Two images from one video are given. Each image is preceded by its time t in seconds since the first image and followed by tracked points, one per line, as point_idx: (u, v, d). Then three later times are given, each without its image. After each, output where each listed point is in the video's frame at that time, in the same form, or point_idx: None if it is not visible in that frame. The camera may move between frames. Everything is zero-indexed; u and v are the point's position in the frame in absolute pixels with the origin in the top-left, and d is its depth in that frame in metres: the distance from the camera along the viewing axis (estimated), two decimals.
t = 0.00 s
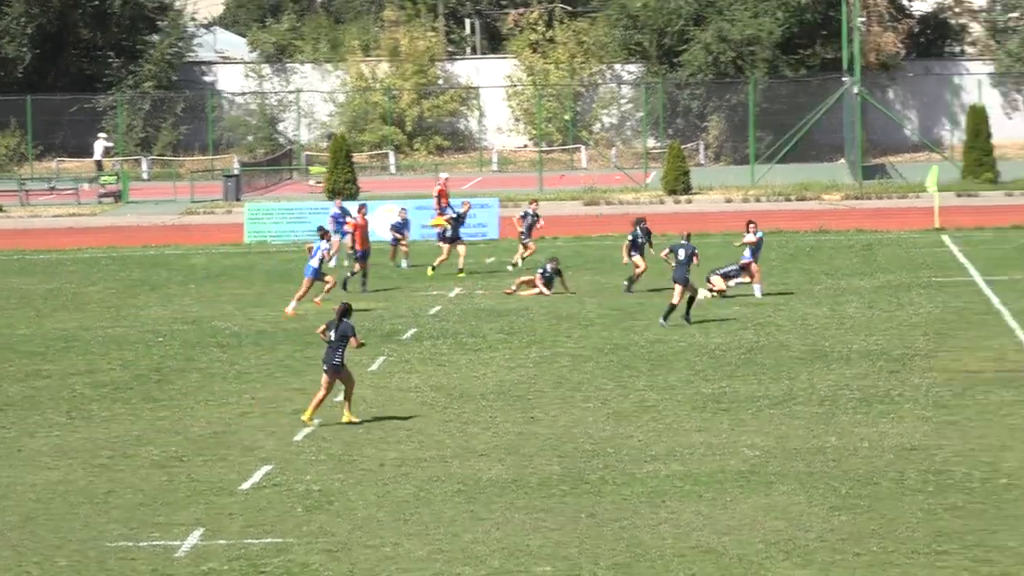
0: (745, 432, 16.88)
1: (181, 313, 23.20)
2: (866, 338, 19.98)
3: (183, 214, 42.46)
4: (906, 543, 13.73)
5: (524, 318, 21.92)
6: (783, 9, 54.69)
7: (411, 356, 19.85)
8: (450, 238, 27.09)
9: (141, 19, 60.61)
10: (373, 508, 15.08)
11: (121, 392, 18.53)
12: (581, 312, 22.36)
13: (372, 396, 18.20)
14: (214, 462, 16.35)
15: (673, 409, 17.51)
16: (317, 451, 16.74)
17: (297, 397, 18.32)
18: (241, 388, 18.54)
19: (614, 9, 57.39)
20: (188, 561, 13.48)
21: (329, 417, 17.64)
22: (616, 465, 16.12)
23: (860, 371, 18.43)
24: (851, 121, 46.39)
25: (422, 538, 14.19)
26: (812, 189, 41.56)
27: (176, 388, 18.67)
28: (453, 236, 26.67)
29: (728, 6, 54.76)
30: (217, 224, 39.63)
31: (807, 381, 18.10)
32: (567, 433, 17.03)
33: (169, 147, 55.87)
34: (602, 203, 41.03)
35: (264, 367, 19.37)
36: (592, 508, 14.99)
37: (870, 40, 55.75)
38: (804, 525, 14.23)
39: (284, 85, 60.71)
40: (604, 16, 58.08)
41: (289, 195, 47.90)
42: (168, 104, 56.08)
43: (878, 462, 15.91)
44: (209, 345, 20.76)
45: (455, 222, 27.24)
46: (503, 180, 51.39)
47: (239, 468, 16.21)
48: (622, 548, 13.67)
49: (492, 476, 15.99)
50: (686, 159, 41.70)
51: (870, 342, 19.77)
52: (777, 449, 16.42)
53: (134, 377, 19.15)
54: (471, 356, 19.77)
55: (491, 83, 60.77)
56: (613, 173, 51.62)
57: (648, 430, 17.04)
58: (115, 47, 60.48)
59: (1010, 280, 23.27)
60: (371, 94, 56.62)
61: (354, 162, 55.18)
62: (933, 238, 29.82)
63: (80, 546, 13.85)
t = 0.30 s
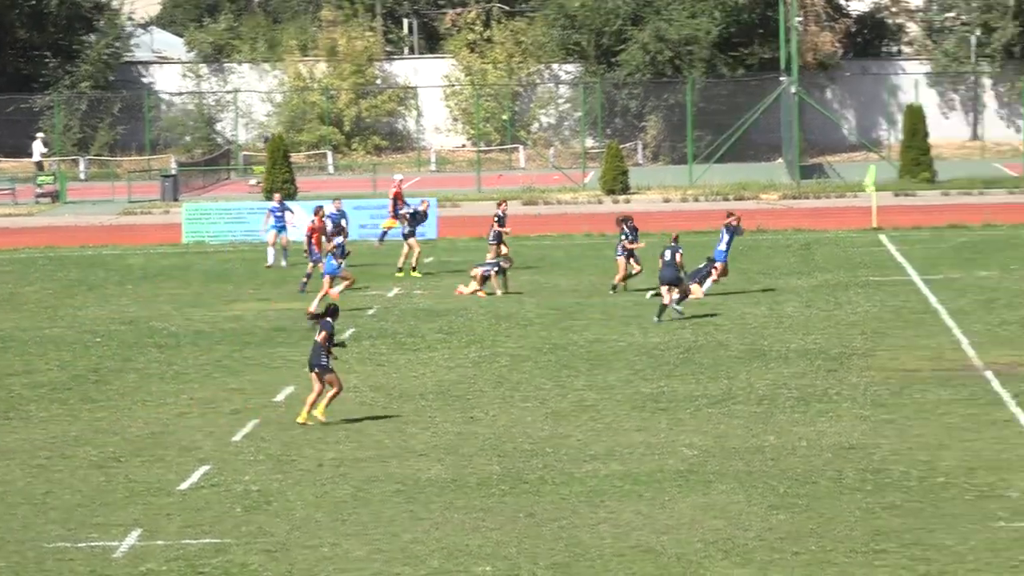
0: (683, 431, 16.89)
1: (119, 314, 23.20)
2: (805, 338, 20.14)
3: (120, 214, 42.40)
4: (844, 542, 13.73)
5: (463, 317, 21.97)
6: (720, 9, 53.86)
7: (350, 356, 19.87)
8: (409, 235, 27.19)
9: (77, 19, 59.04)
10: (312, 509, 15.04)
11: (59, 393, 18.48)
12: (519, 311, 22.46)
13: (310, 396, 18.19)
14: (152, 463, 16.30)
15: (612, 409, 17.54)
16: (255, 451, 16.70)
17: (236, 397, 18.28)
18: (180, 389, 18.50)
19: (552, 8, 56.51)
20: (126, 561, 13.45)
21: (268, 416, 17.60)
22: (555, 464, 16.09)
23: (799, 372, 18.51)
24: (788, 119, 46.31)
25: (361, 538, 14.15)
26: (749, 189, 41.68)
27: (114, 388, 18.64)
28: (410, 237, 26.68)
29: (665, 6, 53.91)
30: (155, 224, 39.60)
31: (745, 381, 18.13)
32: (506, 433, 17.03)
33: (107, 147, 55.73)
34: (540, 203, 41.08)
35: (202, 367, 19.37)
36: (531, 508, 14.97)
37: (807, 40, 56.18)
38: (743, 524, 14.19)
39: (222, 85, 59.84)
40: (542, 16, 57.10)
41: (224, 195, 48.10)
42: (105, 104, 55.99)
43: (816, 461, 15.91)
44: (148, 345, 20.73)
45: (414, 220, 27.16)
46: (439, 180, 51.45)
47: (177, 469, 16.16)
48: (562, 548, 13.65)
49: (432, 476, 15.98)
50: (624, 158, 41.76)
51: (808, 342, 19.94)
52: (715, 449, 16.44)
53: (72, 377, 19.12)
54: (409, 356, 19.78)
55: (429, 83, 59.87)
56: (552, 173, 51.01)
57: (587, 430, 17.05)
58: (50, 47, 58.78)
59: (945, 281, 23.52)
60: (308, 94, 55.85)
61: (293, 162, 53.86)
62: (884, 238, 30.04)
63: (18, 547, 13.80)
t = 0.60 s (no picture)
0: (623, 431, 16.86)
1: (58, 314, 23.22)
2: (745, 338, 20.34)
3: (59, 215, 42.48)
4: (785, 541, 13.61)
5: (403, 318, 22.11)
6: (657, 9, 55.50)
7: (290, 357, 19.96)
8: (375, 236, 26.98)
9: (14, 19, 59.51)
10: (252, 510, 14.91)
11: None
12: (460, 311, 22.59)
13: (251, 396, 18.17)
14: (91, 464, 16.17)
15: (552, 409, 17.54)
16: (195, 452, 16.62)
17: (176, 398, 18.28)
18: (120, 391, 18.45)
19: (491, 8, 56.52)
20: (65, 562, 13.32)
21: (207, 417, 17.57)
22: (495, 464, 16.01)
23: (739, 372, 18.61)
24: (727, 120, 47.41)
25: (301, 538, 14.01)
26: (690, 189, 42.22)
27: (53, 389, 18.59)
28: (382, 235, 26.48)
29: (604, 6, 55.24)
30: (97, 224, 39.73)
31: (685, 381, 18.20)
32: (446, 433, 16.99)
33: (43, 148, 56.01)
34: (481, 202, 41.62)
35: (142, 368, 19.39)
36: (473, 508, 14.85)
37: (747, 40, 57.00)
38: (684, 524, 14.05)
39: (160, 86, 60.58)
40: (481, 18, 57.24)
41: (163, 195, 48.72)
42: (43, 105, 56.41)
43: (758, 461, 15.81)
44: (88, 347, 20.70)
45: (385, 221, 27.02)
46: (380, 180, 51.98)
47: (117, 470, 16.04)
48: (502, 548, 13.51)
49: (373, 476, 15.85)
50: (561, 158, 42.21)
51: (748, 341, 20.16)
52: (656, 449, 16.38)
53: (11, 378, 19.07)
54: (349, 356, 19.85)
55: (369, 83, 61.02)
56: (491, 173, 51.98)
57: (527, 430, 17.02)
58: None
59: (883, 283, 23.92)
60: (248, 94, 56.50)
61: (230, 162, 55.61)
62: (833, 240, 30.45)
63: None
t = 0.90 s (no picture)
0: (604, 431, 16.86)
1: (38, 314, 23.27)
2: (725, 338, 20.42)
3: (39, 215, 42.54)
4: (766, 541, 13.58)
5: (384, 317, 22.29)
6: (638, 10, 54.58)
7: (270, 357, 20.02)
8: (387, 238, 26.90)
9: None
10: (233, 510, 14.86)
11: None
12: (442, 312, 22.68)
13: (231, 396, 18.20)
14: (73, 464, 16.14)
15: (533, 409, 17.54)
16: (175, 452, 16.60)
17: (157, 398, 18.33)
18: (100, 391, 18.50)
19: (470, 7, 56.24)
20: (47, 563, 13.30)
21: (188, 417, 17.57)
22: (476, 464, 15.96)
23: (720, 371, 18.67)
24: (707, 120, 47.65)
25: (282, 539, 13.98)
26: (669, 189, 42.43)
27: (34, 389, 18.59)
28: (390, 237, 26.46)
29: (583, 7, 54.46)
30: (77, 224, 39.77)
31: (666, 381, 18.25)
32: (427, 433, 16.98)
33: (23, 148, 56.62)
34: (460, 203, 41.91)
35: (122, 368, 19.42)
36: (453, 507, 14.86)
37: (727, 41, 55.81)
38: (664, 523, 14.00)
39: (140, 86, 61.20)
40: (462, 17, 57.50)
41: (143, 195, 48.90)
42: (24, 105, 56.90)
43: (738, 461, 15.75)
44: (68, 347, 20.76)
45: (392, 220, 27.03)
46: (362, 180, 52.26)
47: (98, 470, 16.01)
48: (483, 548, 13.47)
49: (354, 475, 15.82)
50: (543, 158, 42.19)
51: (729, 341, 20.27)
52: (636, 449, 16.37)
53: None
54: (330, 357, 19.96)
55: (349, 83, 61.08)
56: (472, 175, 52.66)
57: (508, 430, 17.00)
58: None
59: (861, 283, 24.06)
60: (228, 94, 57.54)
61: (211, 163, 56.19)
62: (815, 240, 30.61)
63: None
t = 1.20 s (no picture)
0: (571, 431, 16.77)
1: (5, 316, 23.52)
2: (693, 338, 20.64)
3: (7, 215, 42.63)
4: (733, 541, 13.19)
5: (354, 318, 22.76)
6: (605, 10, 54.75)
7: (238, 357, 20.21)
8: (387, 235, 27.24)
9: None
10: (201, 510, 14.54)
11: None
12: (410, 311, 23.21)
13: (199, 396, 18.21)
14: (39, 465, 15.95)
15: (500, 410, 17.52)
16: (143, 453, 16.42)
17: (125, 398, 18.35)
18: (68, 391, 18.50)
19: (438, 7, 56.12)
20: (12, 565, 12.97)
21: (155, 417, 17.54)
22: (443, 465, 15.75)
23: (687, 371, 18.84)
24: (675, 121, 48.13)
25: (250, 539, 13.62)
26: (637, 189, 42.56)
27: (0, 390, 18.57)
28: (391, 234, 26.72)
29: (551, 7, 54.69)
30: (44, 225, 40.06)
31: (633, 381, 18.39)
32: (395, 434, 16.87)
33: None
34: (427, 203, 42.30)
35: (89, 369, 19.53)
36: (421, 508, 14.48)
37: (694, 41, 56.08)
38: (631, 524, 13.66)
39: (107, 86, 61.29)
40: (428, 17, 57.06)
41: (110, 195, 49.48)
42: None
43: (706, 462, 15.52)
44: (35, 348, 20.86)
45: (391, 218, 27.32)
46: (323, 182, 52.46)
47: (65, 472, 15.78)
48: (450, 548, 13.14)
49: (321, 476, 15.55)
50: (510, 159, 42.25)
51: (696, 341, 20.57)
52: (603, 449, 16.21)
53: None
54: (298, 357, 20.27)
55: (317, 83, 61.17)
56: (438, 176, 52.36)
57: (475, 430, 16.89)
58: None
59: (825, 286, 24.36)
60: (195, 95, 57.27)
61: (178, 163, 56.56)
62: (783, 240, 30.88)
63: None
